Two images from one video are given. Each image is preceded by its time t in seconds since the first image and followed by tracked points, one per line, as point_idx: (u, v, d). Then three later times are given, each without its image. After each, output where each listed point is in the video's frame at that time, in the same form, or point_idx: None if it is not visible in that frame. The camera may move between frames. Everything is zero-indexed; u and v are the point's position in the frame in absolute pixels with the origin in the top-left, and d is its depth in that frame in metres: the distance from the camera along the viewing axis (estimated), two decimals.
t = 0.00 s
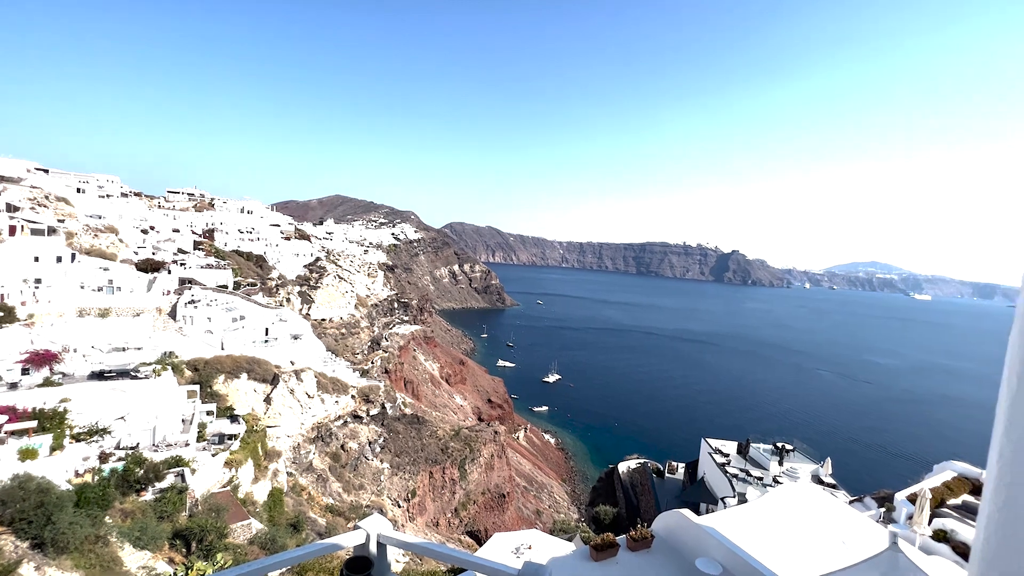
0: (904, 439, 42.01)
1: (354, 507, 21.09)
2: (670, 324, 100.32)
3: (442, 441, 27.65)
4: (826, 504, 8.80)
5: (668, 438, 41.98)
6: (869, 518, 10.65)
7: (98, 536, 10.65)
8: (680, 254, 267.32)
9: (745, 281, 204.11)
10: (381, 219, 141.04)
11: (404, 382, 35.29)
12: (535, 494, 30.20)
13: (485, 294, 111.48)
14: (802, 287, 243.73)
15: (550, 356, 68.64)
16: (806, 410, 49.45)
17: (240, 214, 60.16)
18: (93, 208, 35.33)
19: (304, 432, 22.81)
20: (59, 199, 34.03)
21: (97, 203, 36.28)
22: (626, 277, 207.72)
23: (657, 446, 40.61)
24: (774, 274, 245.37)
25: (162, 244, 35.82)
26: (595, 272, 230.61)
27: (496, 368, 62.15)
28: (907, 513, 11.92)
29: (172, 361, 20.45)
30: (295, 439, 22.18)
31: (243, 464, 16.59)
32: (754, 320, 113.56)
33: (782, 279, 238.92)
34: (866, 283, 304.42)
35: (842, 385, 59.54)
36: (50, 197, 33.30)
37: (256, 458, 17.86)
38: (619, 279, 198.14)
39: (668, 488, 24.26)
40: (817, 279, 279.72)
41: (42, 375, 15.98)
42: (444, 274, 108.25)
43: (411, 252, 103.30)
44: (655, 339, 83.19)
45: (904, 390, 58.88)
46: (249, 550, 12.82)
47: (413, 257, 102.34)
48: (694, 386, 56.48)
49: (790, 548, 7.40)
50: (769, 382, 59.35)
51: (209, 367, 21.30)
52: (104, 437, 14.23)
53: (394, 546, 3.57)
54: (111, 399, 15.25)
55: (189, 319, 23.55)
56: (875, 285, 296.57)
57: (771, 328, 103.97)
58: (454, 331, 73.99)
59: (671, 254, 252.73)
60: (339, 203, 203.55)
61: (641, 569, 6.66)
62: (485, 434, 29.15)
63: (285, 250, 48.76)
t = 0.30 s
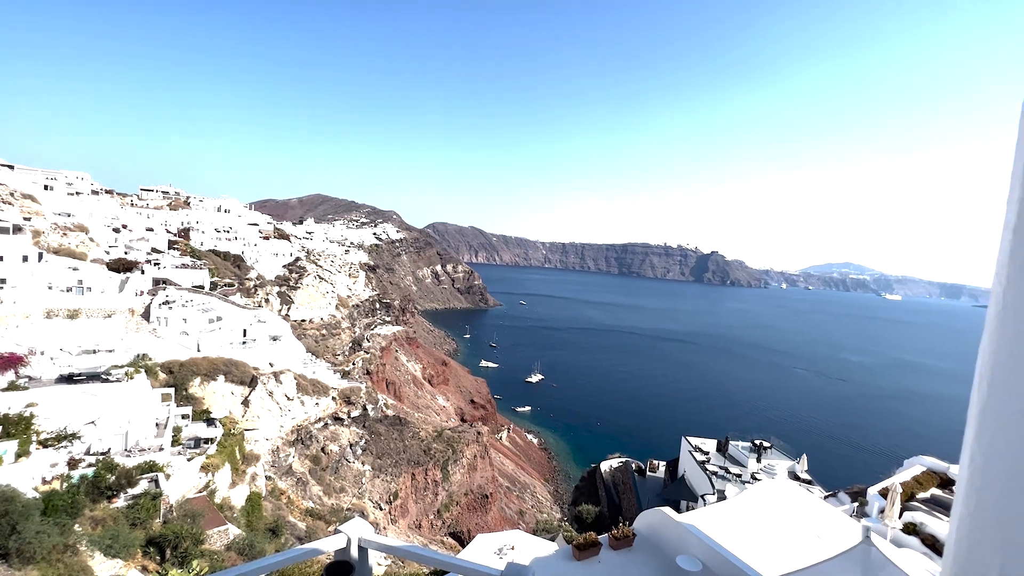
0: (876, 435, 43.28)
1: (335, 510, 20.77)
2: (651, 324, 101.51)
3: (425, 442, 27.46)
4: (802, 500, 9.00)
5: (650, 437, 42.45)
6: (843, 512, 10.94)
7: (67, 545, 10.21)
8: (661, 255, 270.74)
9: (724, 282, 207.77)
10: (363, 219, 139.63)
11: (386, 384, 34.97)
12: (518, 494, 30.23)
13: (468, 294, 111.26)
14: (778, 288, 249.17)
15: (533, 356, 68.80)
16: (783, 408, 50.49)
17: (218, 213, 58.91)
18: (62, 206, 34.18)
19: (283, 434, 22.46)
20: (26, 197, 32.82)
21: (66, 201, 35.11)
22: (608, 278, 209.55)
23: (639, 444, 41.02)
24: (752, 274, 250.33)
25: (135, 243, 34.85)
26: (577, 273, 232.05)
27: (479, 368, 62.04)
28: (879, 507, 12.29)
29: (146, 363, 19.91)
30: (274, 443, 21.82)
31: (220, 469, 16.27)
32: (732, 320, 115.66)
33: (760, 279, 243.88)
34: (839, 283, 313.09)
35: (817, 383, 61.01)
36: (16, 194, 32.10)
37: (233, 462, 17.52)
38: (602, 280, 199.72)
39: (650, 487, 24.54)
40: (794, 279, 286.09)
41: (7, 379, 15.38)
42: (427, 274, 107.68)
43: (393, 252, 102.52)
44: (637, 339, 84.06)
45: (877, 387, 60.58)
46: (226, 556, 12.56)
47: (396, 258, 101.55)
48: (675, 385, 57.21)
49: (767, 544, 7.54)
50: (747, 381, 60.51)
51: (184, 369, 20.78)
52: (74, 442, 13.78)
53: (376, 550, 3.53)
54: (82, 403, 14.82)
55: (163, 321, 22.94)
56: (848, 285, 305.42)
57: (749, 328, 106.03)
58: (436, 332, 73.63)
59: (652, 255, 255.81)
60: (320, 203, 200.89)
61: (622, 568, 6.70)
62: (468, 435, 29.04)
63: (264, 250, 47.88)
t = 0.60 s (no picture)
0: (851, 431, 44.38)
1: (317, 514, 20.42)
2: (634, 324, 102.49)
3: (409, 444, 27.27)
4: (781, 495, 9.17)
5: (633, 435, 42.83)
6: (821, 507, 11.20)
7: (36, 555, 9.61)
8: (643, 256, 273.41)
9: (705, 282, 210.83)
10: (345, 219, 138.03)
11: (370, 386, 34.62)
12: (503, 495, 30.22)
13: (452, 295, 110.79)
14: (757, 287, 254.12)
15: (518, 357, 68.84)
16: (763, 405, 51.40)
17: (195, 213, 57.68)
18: (31, 205, 33.07)
19: (263, 438, 22.17)
20: None
21: (35, 200, 33.99)
22: (591, 278, 210.92)
23: (622, 443, 41.35)
24: (733, 274, 254.40)
25: (108, 243, 33.92)
26: (561, 273, 233.16)
27: (463, 369, 61.85)
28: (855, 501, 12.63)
29: (120, 366, 19.40)
30: (254, 447, 21.49)
31: (198, 475, 15.95)
32: (713, 319, 117.34)
33: (740, 279, 248.20)
34: (815, 283, 320.70)
35: (795, 381, 62.30)
36: None
37: (212, 467, 17.18)
38: (586, 280, 200.85)
39: (633, 485, 24.78)
40: (773, 279, 291.47)
41: None
42: (410, 275, 106.99)
43: (376, 252, 101.68)
44: (620, 339, 84.76)
45: (852, 384, 62.11)
46: (204, 563, 12.25)
47: (378, 258, 100.61)
48: (658, 384, 57.85)
49: (748, 540, 7.66)
50: (728, 379, 61.51)
51: (161, 373, 20.30)
52: (44, 450, 13.41)
53: (359, 554, 3.49)
54: (53, 409, 14.39)
55: (138, 323, 22.34)
56: (824, 285, 312.89)
57: (730, 327, 107.75)
58: (420, 332, 73.20)
59: (635, 255, 258.23)
60: (301, 203, 198.16)
61: (606, 566, 6.75)
62: (452, 436, 28.89)
63: (244, 250, 47.03)
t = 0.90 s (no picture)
0: (831, 427, 45.25)
1: (301, 520, 20.10)
2: (619, 324, 103.21)
3: (395, 447, 27.04)
4: (765, 492, 9.30)
5: (618, 435, 43.08)
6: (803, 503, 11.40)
7: (8, 568, 9.15)
8: (628, 256, 275.47)
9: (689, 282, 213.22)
10: (328, 220, 136.38)
11: (355, 388, 34.24)
12: (490, 496, 30.17)
13: (438, 296, 110.28)
14: (740, 287, 257.98)
15: (504, 357, 68.80)
16: (746, 403, 52.14)
17: (174, 213, 56.52)
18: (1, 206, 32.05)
19: (246, 443, 21.75)
20: None
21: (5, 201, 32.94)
22: (577, 279, 211.77)
23: (608, 443, 41.58)
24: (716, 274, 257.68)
25: (82, 245, 33.06)
26: (547, 274, 233.73)
27: (449, 370, 61.59)
28: (835, 496, 12.87)
29: (96, 372, 18.92)
30: (236, 452, 21.08)
31: (178, 482, 15.63)
32: (697, 319, 118.66)
33: (722, 279, 251.55)
34: (794, 282, 327.00)
35: (777, 379, 63.32)
36: None
37: (192, 473, 16.82)
38: (571, 280, 201.45)
39: (619, 484, 24.93)
40: (755, 279, 295.87)
41: None
42: (395, 276, 106.22)
43: (360, 254, 100.75)
44: (606, 339, 85.21)
45: (832, 382, 63.36)
46: (185, 571, 11.95)
47: (363, 260, 99.66)
48: (643, 384, 58.31)
49: (733, 537, 7.75)
50: (712, 377, 62.27)
51: (138, 378, 19.81)
52: (15, 458, 12.94)
53: (345, 559, 3.44)
54: (24, 417, 13.93)
55: (115, 327, 21.79)
56: (805, 284, 319.14)
57: (713, 326, 109.07)
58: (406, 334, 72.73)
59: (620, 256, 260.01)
60: (284, 203, 195.42)
61: (593, 566, 6.79)
62: (438, 438, 28.70)
63: (225, 251, 46.23)
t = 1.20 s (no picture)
0: (817, 425, 45.83)
1: (289, 526, 19.83)
2: (609, 324, 103.70)
3: (385, 450, 26.84)
4: (753, 490, 9.39)
5: (609, 435, 43.23)
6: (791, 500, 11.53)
7: None
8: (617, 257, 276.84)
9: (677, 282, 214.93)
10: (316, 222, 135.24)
11: (344, 392, 33.94)
12: (481, 498, 30.09)
13: (427, 298, 109.90)
14: (726, 287, 260.95)
15: (494, 359, 68.72)
16: (734, 402, 52.63)
17: (158, 216, 55.65)
18: None
19: (233, 448, 21.42)
20: None
21: None
22: (566, 280, 212.24)
23: (599, 443, 41.71)
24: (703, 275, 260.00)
25: (63, 249, 32.39)
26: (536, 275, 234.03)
27: (439, 372, 61.36)
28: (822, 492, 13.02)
29: (77, 378, 18.51)
30: (223, 457, 20.76)
31: (163, 489, 15.35)
32: (686, 318, 119.54)
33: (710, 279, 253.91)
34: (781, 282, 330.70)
35: (764, 377, 63.99)
36: None
37: (177, 480, 16.54)
38: (561, 281, 201.87)
39: (610, 484, 24.98)
40: (741, 279, 299.25)
41: None
42: (384, 278, 105.63)
43: (349, 256, 100.07)
44: (596, 339, 85.47)
45: (818, 379, 64.21)
46: None
47: (351, 262, 98.89)
48: (633, 384, 58.59)
49: (723, 535, 7.80)
50: (700, 376, 62.79)
51: (121, 384, 19.43)
52: None
53: (336, 565, 3.40)
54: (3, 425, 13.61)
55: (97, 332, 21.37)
56: (790, 284, 323.76)
57: (701, 326, 110.02)
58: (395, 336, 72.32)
59: (609, 257, 261.28)
60: (270, 205, 193.30)
61: (585, 566, 6.78)
62: (428, 441, 28.54)
63: (210, 254, 45.62)
